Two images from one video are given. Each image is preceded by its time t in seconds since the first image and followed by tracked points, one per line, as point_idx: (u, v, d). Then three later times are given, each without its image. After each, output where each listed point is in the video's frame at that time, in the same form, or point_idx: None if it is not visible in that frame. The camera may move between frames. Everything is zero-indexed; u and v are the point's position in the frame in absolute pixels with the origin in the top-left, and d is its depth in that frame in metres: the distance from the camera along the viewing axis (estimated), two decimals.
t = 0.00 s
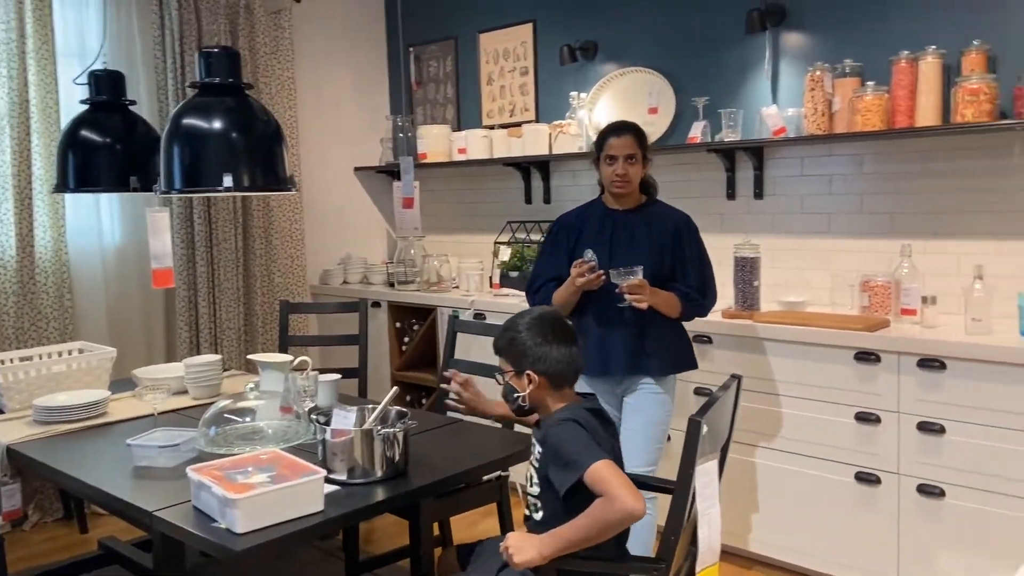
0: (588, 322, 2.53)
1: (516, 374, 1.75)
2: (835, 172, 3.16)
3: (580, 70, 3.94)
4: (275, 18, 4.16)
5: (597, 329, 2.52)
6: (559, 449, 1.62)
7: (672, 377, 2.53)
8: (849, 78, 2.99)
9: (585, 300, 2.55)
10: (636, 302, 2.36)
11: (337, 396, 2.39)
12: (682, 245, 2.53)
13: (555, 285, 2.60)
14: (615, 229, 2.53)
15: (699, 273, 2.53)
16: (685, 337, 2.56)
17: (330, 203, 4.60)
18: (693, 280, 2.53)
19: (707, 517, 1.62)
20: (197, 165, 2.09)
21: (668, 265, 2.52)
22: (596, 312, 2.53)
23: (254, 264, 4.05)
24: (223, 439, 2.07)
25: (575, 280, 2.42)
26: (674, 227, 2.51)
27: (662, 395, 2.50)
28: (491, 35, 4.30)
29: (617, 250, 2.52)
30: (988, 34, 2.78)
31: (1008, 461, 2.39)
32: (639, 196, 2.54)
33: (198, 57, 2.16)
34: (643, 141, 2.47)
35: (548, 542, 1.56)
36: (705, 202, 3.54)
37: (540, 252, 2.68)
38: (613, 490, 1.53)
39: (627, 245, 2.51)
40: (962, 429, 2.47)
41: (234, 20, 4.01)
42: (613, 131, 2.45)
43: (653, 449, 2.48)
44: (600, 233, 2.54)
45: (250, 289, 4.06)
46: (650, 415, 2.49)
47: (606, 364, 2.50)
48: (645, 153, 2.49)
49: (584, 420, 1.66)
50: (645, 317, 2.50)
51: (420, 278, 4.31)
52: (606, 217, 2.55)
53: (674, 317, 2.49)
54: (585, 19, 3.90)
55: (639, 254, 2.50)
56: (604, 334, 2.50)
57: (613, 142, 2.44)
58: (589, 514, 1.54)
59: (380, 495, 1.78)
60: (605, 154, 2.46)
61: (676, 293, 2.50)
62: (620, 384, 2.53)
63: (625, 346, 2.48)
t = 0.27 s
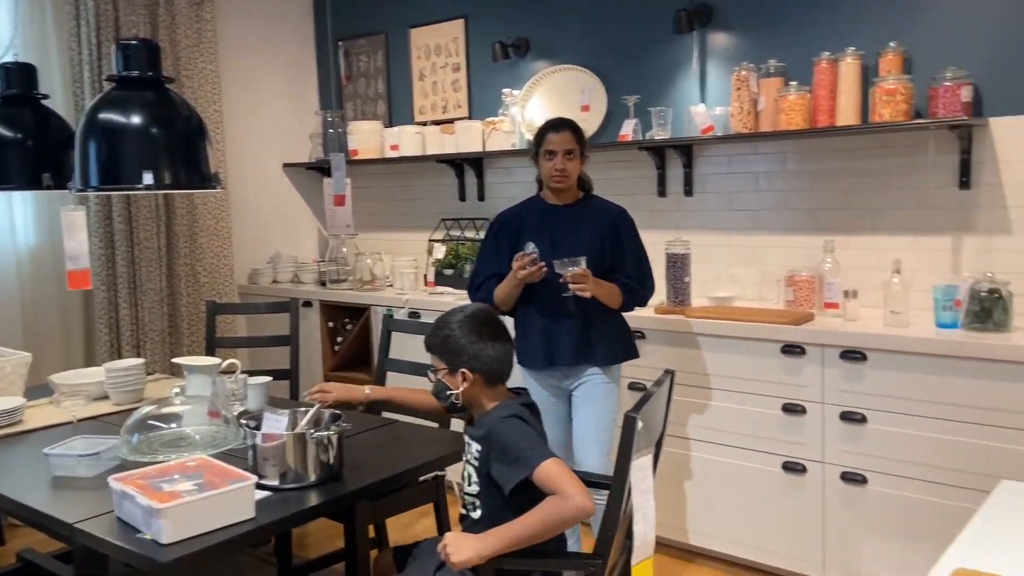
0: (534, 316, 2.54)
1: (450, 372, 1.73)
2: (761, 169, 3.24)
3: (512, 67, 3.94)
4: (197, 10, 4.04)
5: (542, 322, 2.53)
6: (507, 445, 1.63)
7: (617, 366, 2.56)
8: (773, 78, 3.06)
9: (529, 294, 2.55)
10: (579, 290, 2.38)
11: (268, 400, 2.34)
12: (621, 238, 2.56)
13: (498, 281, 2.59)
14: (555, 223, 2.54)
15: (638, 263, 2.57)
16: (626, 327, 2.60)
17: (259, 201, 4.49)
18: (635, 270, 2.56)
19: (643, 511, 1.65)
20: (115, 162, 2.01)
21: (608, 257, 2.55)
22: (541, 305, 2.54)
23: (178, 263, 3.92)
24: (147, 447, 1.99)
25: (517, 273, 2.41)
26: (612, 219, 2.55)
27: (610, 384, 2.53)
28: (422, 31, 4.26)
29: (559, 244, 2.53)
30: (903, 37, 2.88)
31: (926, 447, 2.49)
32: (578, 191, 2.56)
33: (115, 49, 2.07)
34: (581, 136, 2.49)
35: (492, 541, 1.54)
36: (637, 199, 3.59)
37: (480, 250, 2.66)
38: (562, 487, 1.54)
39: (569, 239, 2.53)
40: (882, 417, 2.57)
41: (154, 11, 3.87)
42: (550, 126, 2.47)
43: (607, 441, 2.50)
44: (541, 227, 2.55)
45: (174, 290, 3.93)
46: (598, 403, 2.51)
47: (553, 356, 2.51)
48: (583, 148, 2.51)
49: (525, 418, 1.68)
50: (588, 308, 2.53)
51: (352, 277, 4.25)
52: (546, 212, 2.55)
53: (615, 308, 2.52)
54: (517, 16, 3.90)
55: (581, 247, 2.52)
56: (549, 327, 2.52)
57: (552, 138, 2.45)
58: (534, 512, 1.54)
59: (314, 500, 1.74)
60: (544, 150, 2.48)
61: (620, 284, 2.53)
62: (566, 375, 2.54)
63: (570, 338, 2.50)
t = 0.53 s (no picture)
0: (483, 308, 2.54)
1: (384, 366, 1.72)
2: (691, 166, 3.30)
3: (446, 61, 3.93)
4: None
5: (491, 314, 2.53)
6: (446, 442, 1.62)
7: (568, 361, 2.59)
8: (702, 76, 3.12)
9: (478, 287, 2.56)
10: (525, 283, 2.38)
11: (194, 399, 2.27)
12: (569, 232, 2.57)
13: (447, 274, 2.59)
14: (503, 215, 2.54)
15: (585, 256, 2.58)
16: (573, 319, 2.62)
17: (186, 195, 4.37)
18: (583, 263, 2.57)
19: (575, 503, 1.66)
20: (28, 154, 1.92)
21: (556, 249, 2.56)
22: (489, 297, 2.54)
23: (100, 260, 3.79)
24: (65, 448, 1.92)
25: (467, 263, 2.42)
26: (559, 211, 2.55)
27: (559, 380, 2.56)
28: (354, 24, 4.21)
29: (507, 237, 2.53)
30: (825, 37, 2.97)
31: (847, 435, 2.58)
32: (526, 186, 2.57)
33: (28, 36, 1.99)
34: (529, 133, 2.49)
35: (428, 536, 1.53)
36: (571, 195, 3.62)
37: (429, 243, 2.66)
38: (500, 481, 1.55)
39: (516, 232, 2.53)
40: (806, 407, 2.65)
41: None
42: (498, 123, 2.46)
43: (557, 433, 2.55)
44: (488, 220, 2.55)
45: (96, 287, 3.80)
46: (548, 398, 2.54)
47: (501, 348, 2.52)
48: (530, 145, 2.51)
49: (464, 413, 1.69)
50: (536, 301, 2.54)
51: (284, 273, 4.17)
52: (493, 205, 2.55)
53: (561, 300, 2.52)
54: (450, 10, 3.89)
55: (529, 239, 2.52)
56: (498, 320, 2.53)
57: (500, 135, 2.44)
58: (473, 508, 1.53)
59: (241, 500, 1.71)
60: (492, 146, 2.47)
61: (567, 277, 2.53)
62: (517, 369, 2.57)
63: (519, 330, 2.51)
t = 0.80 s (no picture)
0: (454, 306, 2.53)
1: (332, 364, 1.70)
2: (634, 165, 3.34)
3: (390, 58, 3.89)
4: None
5: (462, 311, 2.52)
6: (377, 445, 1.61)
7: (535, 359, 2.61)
8: (644, 77, 3.16)
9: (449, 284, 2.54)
10: (494, 283, 2.37)
11: (129, 399, 2.20)
12: (540, 230, 2.56)
13: (418, 270, 2.56)
14: (475, 213, 2.53)
15: (555, 254, 2.57)
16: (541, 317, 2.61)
17: (121, 191, 4.25)
18: (553, 262, 2.57)
19: (519, 500, 1.66)
20: None
21: (527, 247, 2.55)
22: (460, 295, 2.53)
23: (29, 258, 3.66)
24: None
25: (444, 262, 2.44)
26: (530, 209, 2.54)
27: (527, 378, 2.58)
28: (296, 18, 4.14)
29: (479, 234, 2.52)
30: (763, 40, 3.04)
31: (785, 429, 2.65)
32: (497, 183, 2.55)
33: None
34: (502, 131, 2.46)
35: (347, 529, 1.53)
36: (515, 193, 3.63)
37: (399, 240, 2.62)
38: (421, 493, 1.54)
39: (488, 229, 2.51)
40: (746, 402, 2.70)
41: None
42: (472, 120, 2.42)
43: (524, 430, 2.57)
44: (460, 218, 2.54)
45: (25, 286, 3.66)
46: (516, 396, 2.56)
47: (471, 346, 2.51)
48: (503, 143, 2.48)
49: (407, 416, 1.66)
50: (506, 299, 2.53)
51: (224, 271, 4.08)
52: (465, 202, 2.54)
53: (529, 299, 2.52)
54: (395, 6, 3.85)
55: (500, 237, 2.51)
56: (469, 318, 2.52)
57: (473, 133, 2.40)
58: (391, 506, 1.53)
59: (178, 504, 1.66)
60: (465, 143, 2.43)
61: (538, 276, 2.53)
62: (485, 367, 2.57)
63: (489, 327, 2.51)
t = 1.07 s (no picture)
0: (437, 308, 2.52)
1: (292, 365, 1.69)
2: (594, 166, 3.36)
3: (350, 57, 3.86)
4: None
5: (447, 313, 2.51)
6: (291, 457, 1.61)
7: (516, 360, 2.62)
8: (604, 79, 3.19)
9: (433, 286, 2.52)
10: (477, 289, 2.38)
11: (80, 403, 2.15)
12: (524, 232, 2.55)
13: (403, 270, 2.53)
14: (460, 215, 2.51)
15: (539, 257, 2.57)
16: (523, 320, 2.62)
17: (73, 189, 4.15)
18: (535, 264, 2.56)
19: (481, 500, 1.66)
20: None
21: (512, 249, 2.55)
22: (444, 297, 2.51)
23: None
24: None
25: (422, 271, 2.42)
26: (515, 211, 2.53)
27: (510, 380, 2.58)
28: (254, 15, 4.09)
29: (465, 236, 2.51)
30: (720, 44, 3.08)
31: (742, 427, 2.69)
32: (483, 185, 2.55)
33: None
34: (489, 136, 2.45)
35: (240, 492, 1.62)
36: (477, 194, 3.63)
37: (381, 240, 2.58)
38: (264, 519, 1.56)
39: (473, 230, 2.50)
40: (704, 401, 2.74)
41: None
42: (459, 123, 2.40)
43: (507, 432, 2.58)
44: (445, 219, 2.52)
45: None
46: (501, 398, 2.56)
47: (454, 348, 2.50)
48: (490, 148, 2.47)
49: (352, 425, 1.65)
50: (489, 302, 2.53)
51: (179, 271, 4.00)
52: (449, 204, 2.52)
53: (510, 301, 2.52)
54: (354, 4, 3.83)
55: (486, 239, 2.50)
56: (452, 319, 2.51)
57: (460, 136, 2.39)
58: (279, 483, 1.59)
59: (133, 508, 1.63)
60: (451, 146, 2.42)
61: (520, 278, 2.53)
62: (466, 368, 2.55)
63: (474, 330, 2.50)
